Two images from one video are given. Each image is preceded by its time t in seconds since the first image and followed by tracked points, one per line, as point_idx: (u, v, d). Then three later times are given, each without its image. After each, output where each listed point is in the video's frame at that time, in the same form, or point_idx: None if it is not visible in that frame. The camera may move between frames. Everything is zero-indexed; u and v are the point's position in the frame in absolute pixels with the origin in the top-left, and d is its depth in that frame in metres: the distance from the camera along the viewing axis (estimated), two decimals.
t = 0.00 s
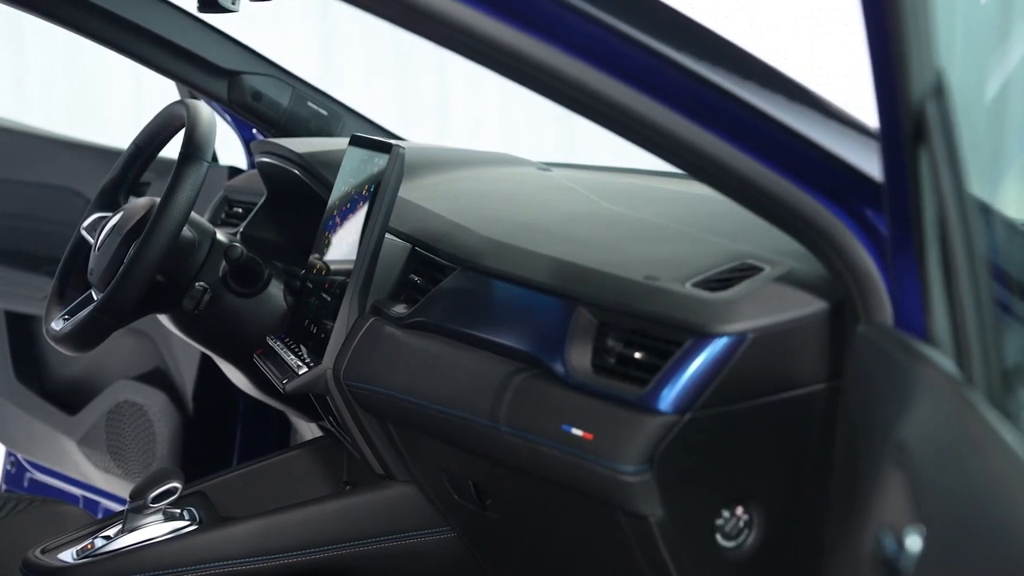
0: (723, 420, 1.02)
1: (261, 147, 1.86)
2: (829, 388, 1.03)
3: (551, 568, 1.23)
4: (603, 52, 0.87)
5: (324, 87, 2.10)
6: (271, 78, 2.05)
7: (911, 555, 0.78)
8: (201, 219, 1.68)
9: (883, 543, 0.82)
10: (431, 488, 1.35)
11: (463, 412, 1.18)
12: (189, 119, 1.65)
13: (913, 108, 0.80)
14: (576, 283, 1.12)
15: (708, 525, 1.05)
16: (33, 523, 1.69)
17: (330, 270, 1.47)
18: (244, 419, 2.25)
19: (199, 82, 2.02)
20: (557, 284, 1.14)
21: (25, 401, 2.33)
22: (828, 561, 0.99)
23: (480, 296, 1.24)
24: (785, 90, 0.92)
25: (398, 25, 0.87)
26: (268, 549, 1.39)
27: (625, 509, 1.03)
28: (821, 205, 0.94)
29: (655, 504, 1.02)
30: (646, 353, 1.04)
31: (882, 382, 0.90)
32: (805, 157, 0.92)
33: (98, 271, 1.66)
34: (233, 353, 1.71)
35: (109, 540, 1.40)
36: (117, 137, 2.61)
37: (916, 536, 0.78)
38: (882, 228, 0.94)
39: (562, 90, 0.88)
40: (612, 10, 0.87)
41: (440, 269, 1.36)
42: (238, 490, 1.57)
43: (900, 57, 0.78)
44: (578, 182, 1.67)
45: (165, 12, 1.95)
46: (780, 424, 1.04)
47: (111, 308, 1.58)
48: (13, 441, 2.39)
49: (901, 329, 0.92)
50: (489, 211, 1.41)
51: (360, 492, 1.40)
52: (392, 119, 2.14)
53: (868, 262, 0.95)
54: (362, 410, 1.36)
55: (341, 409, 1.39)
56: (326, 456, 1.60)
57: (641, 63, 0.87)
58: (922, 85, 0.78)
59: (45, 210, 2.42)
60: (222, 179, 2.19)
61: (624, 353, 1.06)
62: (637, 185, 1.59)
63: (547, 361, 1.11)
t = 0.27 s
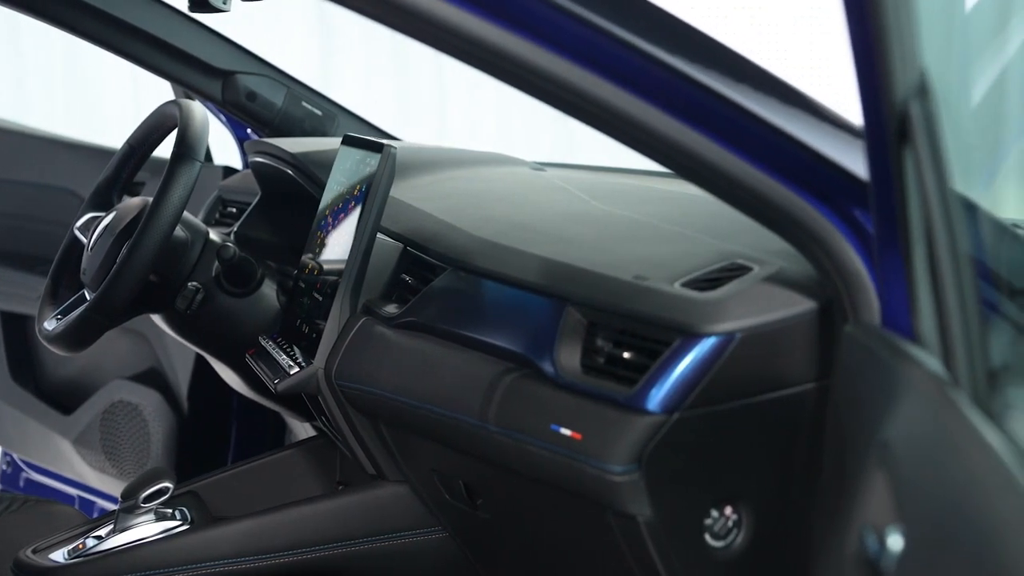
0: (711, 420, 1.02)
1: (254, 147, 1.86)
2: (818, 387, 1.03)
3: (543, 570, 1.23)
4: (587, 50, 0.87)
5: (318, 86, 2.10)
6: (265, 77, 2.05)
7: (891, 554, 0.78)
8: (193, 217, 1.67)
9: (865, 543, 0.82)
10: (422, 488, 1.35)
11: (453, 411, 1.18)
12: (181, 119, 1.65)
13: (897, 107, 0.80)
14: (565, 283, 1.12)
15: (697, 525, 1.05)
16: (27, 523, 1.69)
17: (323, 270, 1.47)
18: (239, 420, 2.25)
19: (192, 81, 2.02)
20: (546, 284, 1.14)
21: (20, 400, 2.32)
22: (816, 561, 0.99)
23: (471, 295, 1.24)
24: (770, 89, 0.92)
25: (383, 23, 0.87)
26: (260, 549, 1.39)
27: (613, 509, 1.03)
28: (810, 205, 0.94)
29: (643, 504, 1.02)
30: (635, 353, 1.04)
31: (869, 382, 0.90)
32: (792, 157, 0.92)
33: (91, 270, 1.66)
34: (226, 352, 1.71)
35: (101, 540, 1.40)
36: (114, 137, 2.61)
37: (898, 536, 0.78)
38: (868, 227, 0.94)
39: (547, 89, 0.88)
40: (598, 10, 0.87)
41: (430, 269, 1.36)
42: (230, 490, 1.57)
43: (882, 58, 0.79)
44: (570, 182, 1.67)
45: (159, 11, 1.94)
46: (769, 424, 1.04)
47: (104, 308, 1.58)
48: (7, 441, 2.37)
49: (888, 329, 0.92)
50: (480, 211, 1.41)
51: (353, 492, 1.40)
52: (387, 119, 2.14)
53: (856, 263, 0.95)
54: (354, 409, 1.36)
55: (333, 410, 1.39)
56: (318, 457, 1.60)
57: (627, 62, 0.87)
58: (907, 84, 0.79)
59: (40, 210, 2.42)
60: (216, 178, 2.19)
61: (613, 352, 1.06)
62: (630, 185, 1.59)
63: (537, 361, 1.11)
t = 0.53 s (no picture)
0: (703, 420, 0.99)
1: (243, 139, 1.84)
2: (814, 386, 1.00)
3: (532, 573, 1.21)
4: (568, 38, 0.83)
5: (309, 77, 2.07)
6: (256, 68, 2.01)
7: (875, 556, 0.78)
8: (178, 212, 1.63)
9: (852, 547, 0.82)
10: (412, 489, 1.32)
11: (440, 411, 1.15)
12: (166, 110, 1.61)
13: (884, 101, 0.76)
14: (554, 279, 1.09)
15: (689, 527, 1.02)
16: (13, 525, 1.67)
17: (311, 266, 1.44)
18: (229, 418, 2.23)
19: (180, 72, 1.98)
20: (535, 281, 1.11)
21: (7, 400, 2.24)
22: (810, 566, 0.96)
23: (459, 292, 1.21)
24: (753, 74, 0.90)
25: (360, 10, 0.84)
26: (248, 551, 1.36)
27: (601, 512, 1.00)
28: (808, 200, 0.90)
29: (632, 506, 0.99)
30: (624, 351, 1.01)
31: (861, 382, 0.87)
32: (783, 152, 0.89)
33: (73, 266, 1.62)
34: (214, 348, 1.68)
35: (81, 544, 1.37)
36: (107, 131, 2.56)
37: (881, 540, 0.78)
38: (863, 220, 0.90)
39: (529, 79, 0.84)
40: None
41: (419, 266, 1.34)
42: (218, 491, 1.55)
43: (866, 47, 0.75)
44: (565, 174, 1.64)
45: None
46: (764, 424, 1.01)
47: (85, 304, 1.54)
48: None
49: (883, 327, 0.89)
50: (470, 204, 1.38)
51: (344, 494, 1.37)
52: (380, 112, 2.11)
53: (852, 260, 0.91)
54: (341, 409, 1.34)
55: (321, 410, 1.36)
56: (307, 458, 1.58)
57: (609, 52, 0.84)
58: (892, 75, 0.74)
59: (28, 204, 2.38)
60: (206, 172, 2.16)
61: (603, 350, 1.03)
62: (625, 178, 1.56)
63: (525, 359, 1.08)
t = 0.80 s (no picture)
0: (727, 420, 0.99)
1: (257, 140, 1.84)
2: (840, 386, 1.00)
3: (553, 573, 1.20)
4: (600, 41, 0.83)
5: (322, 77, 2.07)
6: (270, 69, 2.01)
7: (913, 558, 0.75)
8: (193, 212, 1.63)
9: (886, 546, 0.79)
10: (431, 489, 1.32)
11: (462, 412, 1.15)
12: (181, 110, 1.61)
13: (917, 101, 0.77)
14: (576, 279, 1.09)
15: (714, 528, 1.02)
16: (22, 529, 1.66)
17: (328, 266, 1.44)
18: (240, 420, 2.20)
19: (194, 72, 1.98)
20: (557, 281, 1.11)
21: (17, 400, 2.26)
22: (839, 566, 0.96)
23: (480, 291, 1.21)
24: (782, 78, 0.90)
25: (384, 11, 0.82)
26: (265, 552, 1.36)
27: (626, 512, 1.00)
28: (833, 201, 0.90)
29: (658, 507, 0.99)
30: (649, 351, 1.01)
31: (890, 382, 0.87)
32: (812, 154, 0.89)
33: (89, 266, 1.63)
34: (228, 348, 1.68)
35: (100, 544, 1.37)
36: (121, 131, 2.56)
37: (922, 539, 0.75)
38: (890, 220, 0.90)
39: (555, 81, 0.83)
40: None
41: (439, 265, 1.33)
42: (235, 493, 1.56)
43: (903, 48, 0.75)
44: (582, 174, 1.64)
45: None
46: (789, 425, 1.00)
47: (102, 304, 1.54)
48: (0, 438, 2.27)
49: (911, 327, 0.88)
50: (487, 205, 1.38)
51: (362, 494, 1.37)
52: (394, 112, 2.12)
53: (879, 259, 0.91)
54: (359, 409, 1.33)
55: (339, 411, 1.36)
56: (323, 458, 1.57)
57: (642, 53, 0.83)
58: (926, 75, 0.75)
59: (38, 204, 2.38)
60: (219, 172, 2.16)
61: (627, 351, 1.03)
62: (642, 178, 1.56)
63: (549, 360, 1.08)
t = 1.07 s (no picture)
0: (750, 421, 0.99)
1: (270, 140, 1.84)
2: (861, 387, 0.99)
3: (573, 574, 1.20)
4: (627, 43, 0.82)
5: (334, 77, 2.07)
6: (282, 69, 2.01)
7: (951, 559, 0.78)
8: (208, 212, 1.63)
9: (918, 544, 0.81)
10: (449, 489, 1.32)
11: (483, 412, 1.15)
12: (195, 110, 1.61)
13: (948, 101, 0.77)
14: (597, 279, 1.09)
15: (736, 529, 1.02)
16: (33, 529, 1.66)
17: (343, 266, 1.44)
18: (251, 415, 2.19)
19: (206, 72, 1.98)
20: (577, 281, 1.11)
21: (26, 400, 2.31)
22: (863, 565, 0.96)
23: (498, 291, 1.21)
24: (813, 80, 0.88)
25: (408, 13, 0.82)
26: (282, 552, 1.36)
27: (649, 512, 1.00)
28: (855, 201, 0.89)
29: (681, 508, 0.99)
30: (671, 352, 1.01)
31: (918, 382, 0.86)
32: (840, 156, 0.88)
33: (103, 267, 1.63)
34: (242, 348, 1.68)
35: (117, 545, 1.37)
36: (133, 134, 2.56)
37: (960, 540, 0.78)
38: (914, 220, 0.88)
39: (579, 80, 0.83)
40: None
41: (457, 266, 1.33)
42: (249, 494, 1.56)
43: (934, 51, 0.75)
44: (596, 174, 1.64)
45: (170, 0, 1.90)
46: (812, 425, 1.00)
47: (117, 305, 1.54)
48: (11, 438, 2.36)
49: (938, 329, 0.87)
50: (504, 205, 1.38)
51: (378, 494, 1.37)
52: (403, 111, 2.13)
53: (902, 260, 0.89)
54: (376, 410, 1.33)
55: (356, 411, 1.35)
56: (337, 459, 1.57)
57: (667, 56, 0.82)
58: (959, 75, 0.75)
59: (48, 205, 2.38)
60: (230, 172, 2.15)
61: (648, 351, 1.03)
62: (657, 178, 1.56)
63: (569, 360, 1.08)
